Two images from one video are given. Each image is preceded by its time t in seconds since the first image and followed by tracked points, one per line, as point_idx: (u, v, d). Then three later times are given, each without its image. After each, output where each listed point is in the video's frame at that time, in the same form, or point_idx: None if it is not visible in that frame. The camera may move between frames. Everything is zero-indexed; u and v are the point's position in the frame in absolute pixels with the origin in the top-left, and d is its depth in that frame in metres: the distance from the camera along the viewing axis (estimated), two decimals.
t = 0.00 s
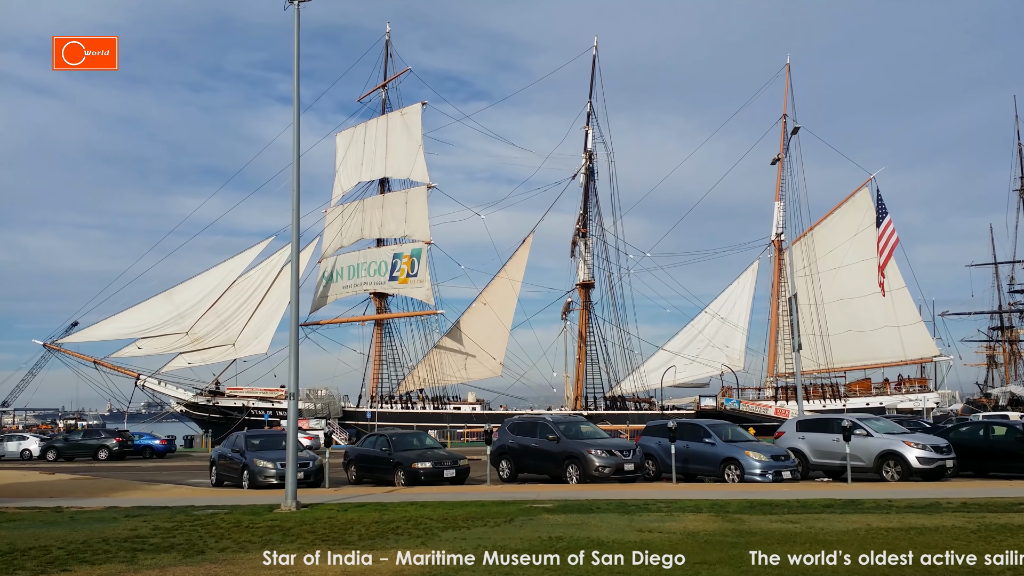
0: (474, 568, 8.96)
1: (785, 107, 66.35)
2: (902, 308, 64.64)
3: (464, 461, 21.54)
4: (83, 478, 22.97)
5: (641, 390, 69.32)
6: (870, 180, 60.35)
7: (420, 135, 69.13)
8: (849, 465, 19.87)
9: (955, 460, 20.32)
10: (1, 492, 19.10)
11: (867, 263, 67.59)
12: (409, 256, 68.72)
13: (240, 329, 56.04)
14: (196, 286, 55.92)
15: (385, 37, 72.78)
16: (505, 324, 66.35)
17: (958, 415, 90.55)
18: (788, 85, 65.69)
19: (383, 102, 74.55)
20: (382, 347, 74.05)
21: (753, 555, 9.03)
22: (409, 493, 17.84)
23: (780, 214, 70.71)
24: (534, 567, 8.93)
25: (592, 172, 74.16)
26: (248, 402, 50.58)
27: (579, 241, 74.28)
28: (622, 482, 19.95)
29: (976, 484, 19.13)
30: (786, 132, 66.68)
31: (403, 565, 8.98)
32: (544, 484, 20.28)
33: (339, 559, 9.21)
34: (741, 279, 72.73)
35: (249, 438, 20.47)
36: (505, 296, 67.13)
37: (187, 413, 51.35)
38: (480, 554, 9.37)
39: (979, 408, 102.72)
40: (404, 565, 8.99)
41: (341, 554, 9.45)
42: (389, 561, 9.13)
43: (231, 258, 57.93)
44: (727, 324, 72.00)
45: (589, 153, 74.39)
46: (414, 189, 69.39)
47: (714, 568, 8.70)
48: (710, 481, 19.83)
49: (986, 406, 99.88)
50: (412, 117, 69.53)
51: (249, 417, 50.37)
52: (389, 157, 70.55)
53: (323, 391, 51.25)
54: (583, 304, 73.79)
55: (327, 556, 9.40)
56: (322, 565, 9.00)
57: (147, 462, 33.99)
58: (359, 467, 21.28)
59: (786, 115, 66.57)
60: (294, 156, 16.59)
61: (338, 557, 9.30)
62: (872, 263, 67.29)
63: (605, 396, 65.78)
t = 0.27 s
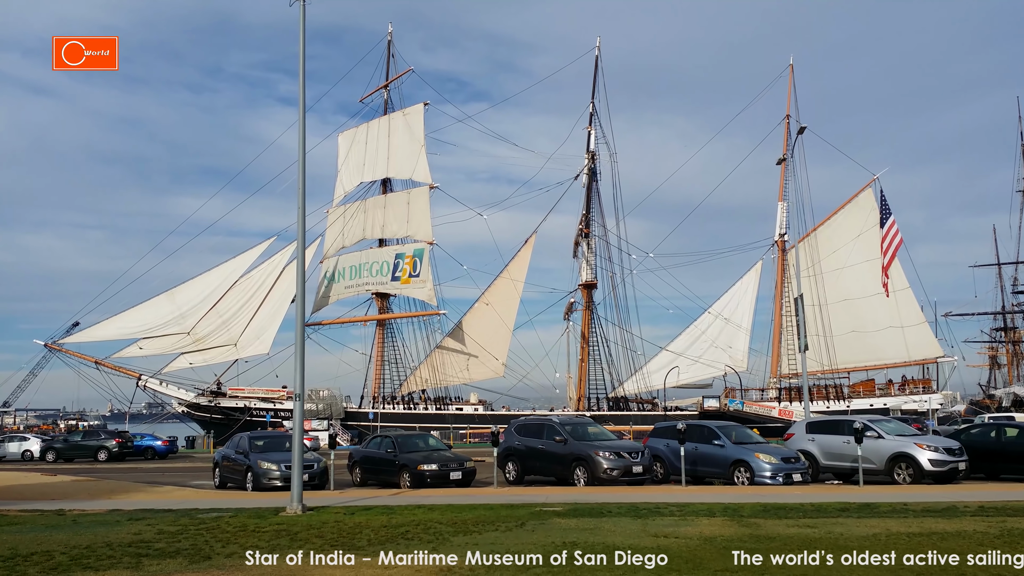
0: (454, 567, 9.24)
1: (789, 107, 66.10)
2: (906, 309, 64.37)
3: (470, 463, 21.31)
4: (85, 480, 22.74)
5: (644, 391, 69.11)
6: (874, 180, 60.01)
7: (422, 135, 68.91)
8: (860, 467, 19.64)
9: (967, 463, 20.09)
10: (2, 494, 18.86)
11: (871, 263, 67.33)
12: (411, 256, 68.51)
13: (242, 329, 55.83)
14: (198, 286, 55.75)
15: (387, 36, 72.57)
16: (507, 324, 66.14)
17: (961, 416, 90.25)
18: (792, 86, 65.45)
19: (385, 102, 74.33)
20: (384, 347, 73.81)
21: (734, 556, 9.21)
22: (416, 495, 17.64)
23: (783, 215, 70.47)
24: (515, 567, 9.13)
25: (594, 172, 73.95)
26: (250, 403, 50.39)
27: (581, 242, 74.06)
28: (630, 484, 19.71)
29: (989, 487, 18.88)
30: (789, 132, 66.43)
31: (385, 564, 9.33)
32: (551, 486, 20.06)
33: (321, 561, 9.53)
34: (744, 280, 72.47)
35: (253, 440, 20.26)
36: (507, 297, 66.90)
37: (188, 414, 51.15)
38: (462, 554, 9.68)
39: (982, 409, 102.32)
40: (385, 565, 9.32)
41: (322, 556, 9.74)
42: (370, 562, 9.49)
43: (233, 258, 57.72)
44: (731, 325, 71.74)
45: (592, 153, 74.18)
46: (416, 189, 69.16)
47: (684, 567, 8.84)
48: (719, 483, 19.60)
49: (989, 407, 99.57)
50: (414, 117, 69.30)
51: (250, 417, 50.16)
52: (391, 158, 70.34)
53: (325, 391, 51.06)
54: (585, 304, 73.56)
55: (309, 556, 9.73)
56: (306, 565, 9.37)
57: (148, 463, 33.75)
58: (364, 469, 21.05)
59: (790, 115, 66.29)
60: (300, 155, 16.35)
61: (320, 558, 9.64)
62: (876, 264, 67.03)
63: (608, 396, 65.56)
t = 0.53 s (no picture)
0: (438, 567, 9.09)
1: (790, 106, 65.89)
2: (907, 308, 64.15)
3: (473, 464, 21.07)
4: (84, 481, 22.47)
5: (645, 391, 68.91)
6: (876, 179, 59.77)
7: (422, 135, 68.69)
8: (869, 467, 19.42)
9: (976, 462, 19.89)
10: None
11: (872, 263, 67.13)
12: (412, 257, 68.27)
13: (241, 329, 55.57)
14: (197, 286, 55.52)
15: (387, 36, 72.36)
16: (508, 324, 65.94)
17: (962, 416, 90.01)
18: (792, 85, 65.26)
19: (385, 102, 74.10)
20: (384, 348, 73.55)
21: (720, 555, 9.08)
22: (419, 496, 17.42)
23: (784, 215, 70.27)
24: (499, 567, 8.99)
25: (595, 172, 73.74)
26: (249, 403, 50.17)
27: (582, 242, 73.85)
28: (636, 485, 19.47)
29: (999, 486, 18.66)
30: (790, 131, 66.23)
31: (367, 564, 9.20)
32: (555, 487, 19.83)
33: (305, 559, 9.43)
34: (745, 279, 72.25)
35: (254, 440, 20.02)
36: (508, 297, 66.67)
37: (187, 415, 50.88)
38: (445, 554, 9.54)
39: (984, 409, 102.12)
40: (367, 565, 9.16)
41: (306, 554, 9.69)
42: (351, 561, 9.35)
43: (232, 258, 57.51)
44: (732, 325, 71.52)
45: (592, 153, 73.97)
46: (416, 189, 68.93)
47: (678, 566, 8.80)
48: (726, 483, 19.38)
49: (990, 407, 99.37)
50: (414, 117, 69.06)
51: (250, 418, 49.91)
52: (391, 158, 70.11)
53: (324, 392, 50.81)
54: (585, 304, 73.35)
55: (291, 556, 9.62)
56: (286, 565, 9.26)
57: (147, 464, 33.49)
58: (366, 470, 20.82)
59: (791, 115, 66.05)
60: (303, 152, 16.06)
61: (302, 558, 9.52)
62: (877, 263, 66.83)
63: (608, 397, 65.33)
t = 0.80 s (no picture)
0: (419, 567, 9.18)
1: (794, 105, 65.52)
2: (913, 308, 63.77)
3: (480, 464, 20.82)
4: (87, 482, 22.24)
5: (649, 391, 68.65)
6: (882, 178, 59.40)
7: (426, 134, 68.45)
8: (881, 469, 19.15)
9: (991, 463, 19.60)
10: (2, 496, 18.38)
11: (877, 263, 66.76)
12: (415, 256, 68.01)
13: (244, 329, 55.34)
14: (200, 286, 55.33)
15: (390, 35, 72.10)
16: (512, 324, 65.70)
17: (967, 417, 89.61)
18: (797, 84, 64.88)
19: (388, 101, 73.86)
20: (387, 347, 73.35)
21: (702, 556, 9.16)
22: (426, 498, 17.20)
23: (789, 214, 69.92)
24: (479, 566, 9.11)
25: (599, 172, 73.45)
26: (252, 403, 49.99)
27: (586, 241, 73.56)
28: (645, 486, 19.20)
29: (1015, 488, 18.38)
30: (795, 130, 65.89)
31: (350, 565, 9.28)
32: (564, 488, 19.59)
33: (288, 560, 9.49)
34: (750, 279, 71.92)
35: (258, 440, 19.79)
36: (511, 296, 66.42)
37: (190, 415, 50.68)
38: (428, 554, 9.59)
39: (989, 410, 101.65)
40: (349, 566, 9.25)
41: (289, 554, 9.74)
42: (334, 562, 9.43)
43: (235, 258, 57.35)
44: (736, 324, 71.21)
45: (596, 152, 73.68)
46: (419, 188, 68.68)
47: (660, 565, 8.82)
48: (738, 485, 19.11)
49: (995, 407, 98.94)
50: (418, 116, 68.81)
51: (253, 418, 49.72)
52: (394, 157, 69.87)
53: (328, 392, 50.60)
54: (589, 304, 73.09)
55: (275, 557, 9.67)
56: (270, 565, 9.33)
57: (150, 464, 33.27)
58: (372, 471, 20.59)
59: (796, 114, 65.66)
60: (311, 149, 15.82)
61: (286, 558, 9.60)
62: (882, 263, 66.45)
63: (613, 397, 65.06)
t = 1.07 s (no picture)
0: (399, 567, 9.12)
1: (794, 105, 65.36)
2: (914, 308, 63.57)
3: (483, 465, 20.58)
4: (85, 483, 21.95)
5: (650, 392, 68.43)
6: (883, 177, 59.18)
7: (425, 133, 68.20)
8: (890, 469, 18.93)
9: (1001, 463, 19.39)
10: None
11: (878, 262, 66.57)
12: (415, 256, 67.71)
13: (242, 329, 55.05)
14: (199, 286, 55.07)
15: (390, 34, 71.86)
16: (512, 324, 65.47)
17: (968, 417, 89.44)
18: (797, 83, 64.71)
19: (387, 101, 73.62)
20: (387, 348, 73.05)
21: (685, 556, 9.04)
22: (431, 499, 16.97)
23: (789, 214, 69.73)
24: (460, 566, 9.02)
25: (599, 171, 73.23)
26: (252, 403, 49.75)
27: (586, 241, 73.34)
28: (652, 487, 18.97)
29: None
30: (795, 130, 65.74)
31: (331, 564, 9.21)
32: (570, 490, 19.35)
33: (269, 559, 9.42)
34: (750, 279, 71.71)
35: (260, 441, 19.53)
36: (511, 296, 66.19)
37: (188, 415, 50.38)
38: (410, 553, 9.52)
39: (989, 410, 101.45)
40: (331, 565, 9.18)
41: (271, 554, 9.66)
42: (315, 561, 9.35)
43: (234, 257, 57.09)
44: (737, 324, 70.99)
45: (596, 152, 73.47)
46: (419, 187, 68.42)
47: (641, 564, 8.74)
48: (746, 486, 18.89)
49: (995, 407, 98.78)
50: (417, 115, 68.55)
51: (252, 418, 49.46)
52: (393, 156, 69.62)
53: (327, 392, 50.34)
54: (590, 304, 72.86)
55: (255, 556, 9.60)
56: (251, 565, 9.25)
57: (149, 465, 32.99)
58: (374, 471, 20.34)
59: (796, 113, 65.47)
60: (314, 146, 15.60)
61: (266, 558, 9.53)
62: (883, 263, 66.25)
63: (614, 397, 64.84)
